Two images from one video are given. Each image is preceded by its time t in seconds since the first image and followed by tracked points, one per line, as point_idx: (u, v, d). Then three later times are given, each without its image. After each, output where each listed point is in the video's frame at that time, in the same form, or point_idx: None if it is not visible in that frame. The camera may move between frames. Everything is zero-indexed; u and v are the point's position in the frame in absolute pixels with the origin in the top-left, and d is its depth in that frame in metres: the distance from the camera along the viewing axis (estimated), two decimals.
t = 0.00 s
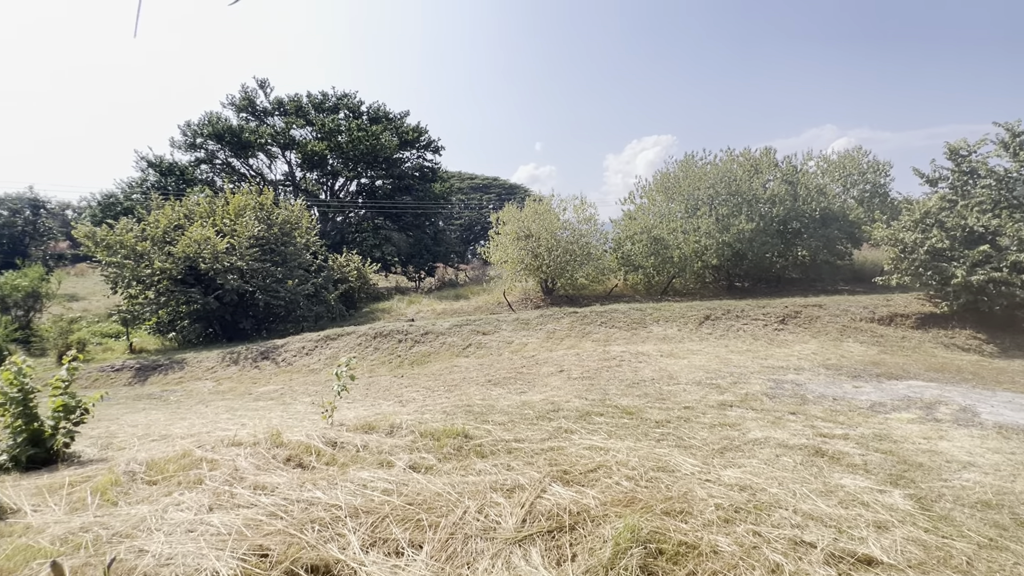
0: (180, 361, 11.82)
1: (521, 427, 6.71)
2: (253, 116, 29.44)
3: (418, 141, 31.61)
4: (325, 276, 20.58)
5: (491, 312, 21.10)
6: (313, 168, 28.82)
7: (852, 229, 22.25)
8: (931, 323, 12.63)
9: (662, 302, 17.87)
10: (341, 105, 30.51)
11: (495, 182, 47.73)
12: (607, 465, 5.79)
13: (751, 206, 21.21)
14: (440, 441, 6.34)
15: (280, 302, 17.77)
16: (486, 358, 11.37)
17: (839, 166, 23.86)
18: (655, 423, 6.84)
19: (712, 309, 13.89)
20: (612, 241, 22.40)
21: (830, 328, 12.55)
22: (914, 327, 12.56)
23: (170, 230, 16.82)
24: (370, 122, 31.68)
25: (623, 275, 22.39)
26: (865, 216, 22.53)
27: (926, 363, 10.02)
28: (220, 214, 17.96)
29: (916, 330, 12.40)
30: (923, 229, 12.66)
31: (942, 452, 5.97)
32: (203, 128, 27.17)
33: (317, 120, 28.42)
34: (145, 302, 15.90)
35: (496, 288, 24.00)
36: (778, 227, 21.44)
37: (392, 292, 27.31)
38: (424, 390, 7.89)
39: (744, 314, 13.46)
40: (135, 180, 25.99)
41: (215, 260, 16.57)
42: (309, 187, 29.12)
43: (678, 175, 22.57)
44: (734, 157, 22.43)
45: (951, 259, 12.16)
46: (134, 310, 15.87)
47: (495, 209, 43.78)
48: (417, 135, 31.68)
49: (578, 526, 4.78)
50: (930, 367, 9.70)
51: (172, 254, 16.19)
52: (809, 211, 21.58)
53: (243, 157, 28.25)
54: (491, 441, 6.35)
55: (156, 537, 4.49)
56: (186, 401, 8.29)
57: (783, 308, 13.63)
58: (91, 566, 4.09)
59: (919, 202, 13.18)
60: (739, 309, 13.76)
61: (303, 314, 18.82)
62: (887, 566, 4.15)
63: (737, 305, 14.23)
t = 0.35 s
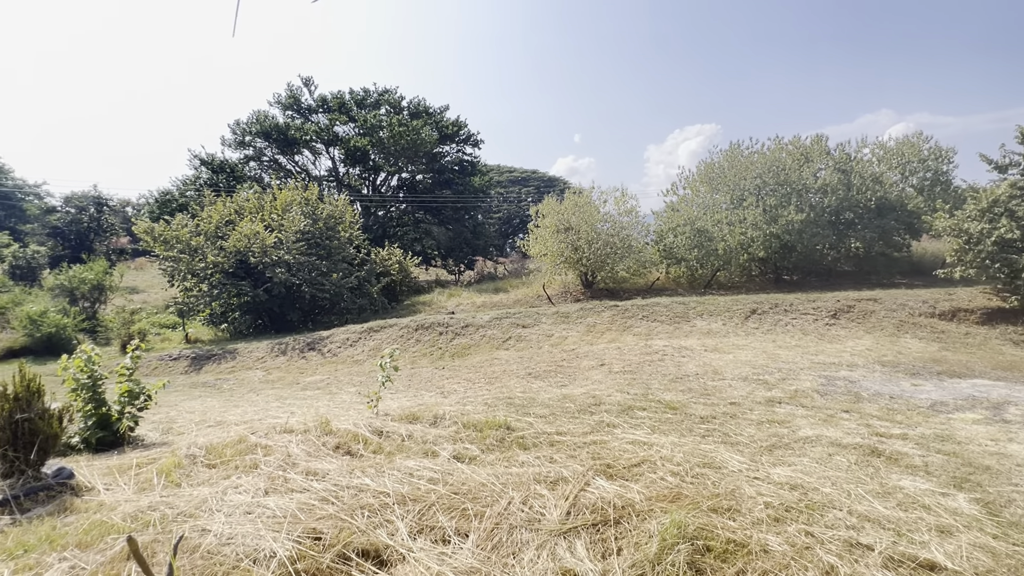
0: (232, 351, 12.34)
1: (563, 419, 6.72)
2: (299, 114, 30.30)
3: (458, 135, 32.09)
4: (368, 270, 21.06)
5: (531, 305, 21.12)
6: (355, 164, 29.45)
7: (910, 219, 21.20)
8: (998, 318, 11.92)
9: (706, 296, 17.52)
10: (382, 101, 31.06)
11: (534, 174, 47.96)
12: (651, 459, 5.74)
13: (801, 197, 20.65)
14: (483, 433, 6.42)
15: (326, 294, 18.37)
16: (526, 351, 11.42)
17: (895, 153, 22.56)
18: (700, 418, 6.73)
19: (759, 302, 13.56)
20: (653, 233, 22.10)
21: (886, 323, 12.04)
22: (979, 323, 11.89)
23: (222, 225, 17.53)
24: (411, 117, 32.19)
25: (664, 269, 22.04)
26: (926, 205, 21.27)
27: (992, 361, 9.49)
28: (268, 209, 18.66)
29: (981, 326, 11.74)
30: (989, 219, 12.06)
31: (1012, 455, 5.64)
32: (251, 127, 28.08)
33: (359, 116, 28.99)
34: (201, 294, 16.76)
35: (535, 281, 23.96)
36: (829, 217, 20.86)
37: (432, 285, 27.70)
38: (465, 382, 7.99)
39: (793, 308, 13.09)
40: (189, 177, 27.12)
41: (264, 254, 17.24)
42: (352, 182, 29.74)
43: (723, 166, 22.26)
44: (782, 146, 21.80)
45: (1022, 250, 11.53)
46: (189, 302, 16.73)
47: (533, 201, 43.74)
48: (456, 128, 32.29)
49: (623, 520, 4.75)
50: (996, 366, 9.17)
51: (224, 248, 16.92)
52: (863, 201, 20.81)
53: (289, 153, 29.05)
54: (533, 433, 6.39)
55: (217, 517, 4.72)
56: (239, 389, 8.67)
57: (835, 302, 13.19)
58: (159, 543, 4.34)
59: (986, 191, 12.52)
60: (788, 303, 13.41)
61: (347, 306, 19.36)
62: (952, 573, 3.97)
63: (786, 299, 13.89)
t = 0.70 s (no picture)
0: (274, 343, 12.75)
1: (600, 413, 6.70)
2: (337, 110, 30.91)
3: (492, 129, 32.76)
4: (404, 263, 21.42)
5: (566, 299, 21.16)
6: (391, 159, 29.79)
7: (967, 210, 19.97)
8: None
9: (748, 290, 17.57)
10: (417, 96, 31.44)
11: (568, 167, 47.95)
12: (691, 455, 5.66)
13: (848, 188, 19.97)
14: (520, 425, 6.46)
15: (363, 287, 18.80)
16: (561, 345, 11.42)
17: (950, 140, 20.22)
18: (740, 415, 6.60)
19: (802, 297, 13.19)
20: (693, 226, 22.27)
21: (939, 319, 11.52)
22: None
23: (264, 220, 18.08)
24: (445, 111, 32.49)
25: (704, 262, 22.18)
26: (984, 195, 19.68)
27: None
28: (308, 204, 19.15)
29: None
30: None
31: None
32: (291, 124, 28.74)
33: (395, 111, 29.34)
34: (244, 287, 17.22)
35: (570, 275, 23.93)
36: (877, 209, 20.18)
37: (467, 279, 28.02)
38: (501, 375, 8.06)
39: (838, 303, 12.68)
40: (232, 173, 28.07)
41: (305, 248, 17.73)
42: (388, 177, 30.13)
43: (765, 156, 21.80)
44: (827, 135, 20.90)
45: None
46: (234, 295, 17.26)
47: (568, 194, 43.50)
48: (491, 122, 32.79)
49: (663, 515, 4.70)
50: None
51: (266, 242, 17.45)
52: (915, 191, 19.83)
53: (328, 149, 29.69)
54: (570, 427, 6.39)
55: (266, 501, 4.90)
56: (282, 379, 8.96)
57: (884, 297, 12.70)
58: (213, 523, 4.54)
59: None
60: (833, 298, 13.00)
61: (384, 299, 19.78)
62: None
63: (831, 293, 13.49)
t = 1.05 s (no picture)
0: (305, 336, 13.03)
1: (628, 410, 6.66)
2: (365, 107, 31.31)
3: (519, 124, 32.93)
4: (431, 259, 21.65)
5: (592, 295, 21.12)
6: (419, 155, 30.01)
7: (1015, 204, 18.93)
8: None
9: (780, 287, 17.46)
10: (445, 93, 31.72)
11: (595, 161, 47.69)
12: (721, 453, 5.59)
13: (887, 181, 19.24)
14: (547, 420, 6.47)
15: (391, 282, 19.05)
16: (588, 340, 11.39)
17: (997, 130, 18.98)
18: (773, 413, 6.48)
19: (837, 294, 12.86)
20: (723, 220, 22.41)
21: (983, 318, 11.07)
22: None
23: (294, 216, 18.49)
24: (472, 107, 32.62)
25: (733, 257, 22.23)
26: None
27: None
28: (337, 200, 19.51)
29: None
30: None
31: None
32: (321, 121, 29.21)
33: (422, 107, 29.56)
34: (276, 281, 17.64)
35: (597, 270, 23.84)
36: (918, 203, 19.42)
37: (492, 274, 28.16)
38: (528, 370, 8.08)
39: (875, 300, 12.32)
40: (264, 170, 28.72)
41: (334, 243, 18.09)
42: (415, 173, 30.25)
43: (799, 149, 21.43)
44: (865, 127, 20.27)
45: None
46: (266, 289, 17.69)
47: (594, 189, 43.13)
48: (518, 117, 32.86)
49: (694, 513, 4.65)
50: None
51: (297, 238, 17.85)
52: (959, 184, 18.91)
53: (356, 146, 30.09)
54: (598, 423, 6.37)
55: (299, 489, 5.03)
56: (312, 372, 9.16)
57: (924, 295, 12.28)
58: (250, 510, 4.68)
59: None
60: (870, 295, 12.64)
61: (411, 294, 20.03)
62: None
63: (867, 290, 13.13)
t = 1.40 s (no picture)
0: (324, 331, 13.20)
1: (645, 408, 6.63)
2: (384, 105, 31.58)
3: (537, 121, 33.00)
4: (448, 256, 21.77)
5: (610, 293, 21.03)
6: (437, 153, 30.06)
7: None
8: None
9: (802, 285, 17.18)
10: (463, 90, 31.82)
11: (613, 159, 47.39)
12: (741, 453, 5.53)
13: (914, 177, 18.80)
14: (565, 417, 6.46)
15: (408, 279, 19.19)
16: (605, 339, 11.35)
17: None
18: (794, 414, 6.39)
19: (861, 294, 12.60)
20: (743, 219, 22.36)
21: (1015, 319, 10.75)
22: None
23: (315, 213, 18.74)
24: (490, 105, 32.68)
25: (754, 256, 22.27)
26: None
27: None
28: (356, 198, 19.74)
29: None
30: None
31: None
32: (340, 119, 29.53)
33: (441, 105, 29.72)
34: (295, 277, 17.90)
35: (615, 268, 23.73)
36: (946, 200, 18.93)
37: (508, 272, 28.20)
38: (545, 367, 8.09)
39: (900, 300, 12.05)
40: (285, 168, 29.14)
41: (353, 240, 18.32)
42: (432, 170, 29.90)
43: (823, 145, 21.10)
44: (891, 123, 19.78)
45: None
46: (286, 285, 17.93)
47: (612, 187, 42.83)
48: (536, 114, 32.85)
49: (713, 512, 4.61)
50: None
51: (317, 235, 18.10)
52: (990, 181, 18.42)
53: (375, 144, 30.36)
54: (616, 420, 6.35)
55: (319, 480, 5.10)
56: (331, 367, 9.29)
57: (952, 295, 11.97)
58: (271, 500, 4.76)
59: None
60: (895, 295, 12.37)
61: (429, 291, 20.17)
62: None
63: (893, 290, 12.85)
